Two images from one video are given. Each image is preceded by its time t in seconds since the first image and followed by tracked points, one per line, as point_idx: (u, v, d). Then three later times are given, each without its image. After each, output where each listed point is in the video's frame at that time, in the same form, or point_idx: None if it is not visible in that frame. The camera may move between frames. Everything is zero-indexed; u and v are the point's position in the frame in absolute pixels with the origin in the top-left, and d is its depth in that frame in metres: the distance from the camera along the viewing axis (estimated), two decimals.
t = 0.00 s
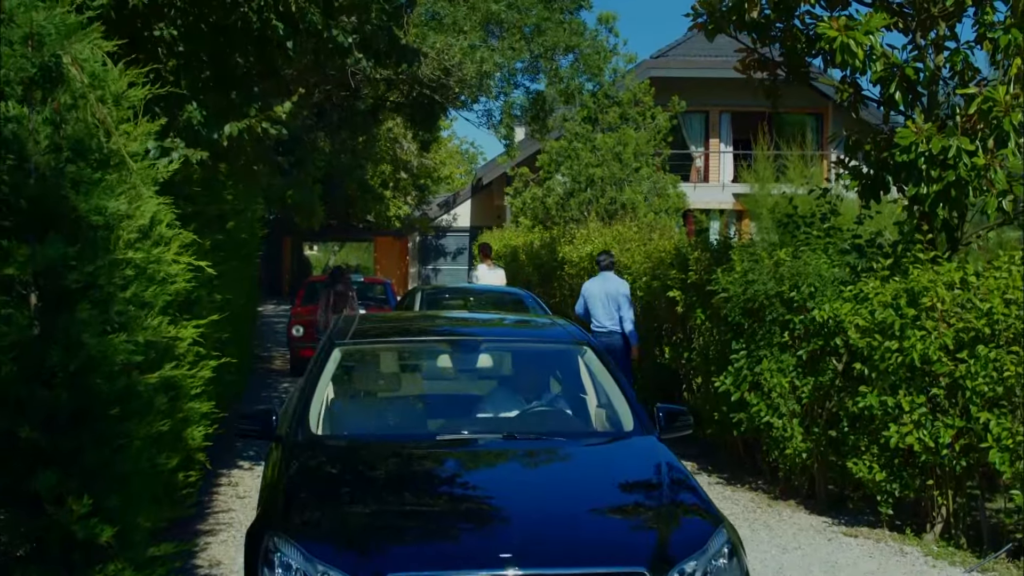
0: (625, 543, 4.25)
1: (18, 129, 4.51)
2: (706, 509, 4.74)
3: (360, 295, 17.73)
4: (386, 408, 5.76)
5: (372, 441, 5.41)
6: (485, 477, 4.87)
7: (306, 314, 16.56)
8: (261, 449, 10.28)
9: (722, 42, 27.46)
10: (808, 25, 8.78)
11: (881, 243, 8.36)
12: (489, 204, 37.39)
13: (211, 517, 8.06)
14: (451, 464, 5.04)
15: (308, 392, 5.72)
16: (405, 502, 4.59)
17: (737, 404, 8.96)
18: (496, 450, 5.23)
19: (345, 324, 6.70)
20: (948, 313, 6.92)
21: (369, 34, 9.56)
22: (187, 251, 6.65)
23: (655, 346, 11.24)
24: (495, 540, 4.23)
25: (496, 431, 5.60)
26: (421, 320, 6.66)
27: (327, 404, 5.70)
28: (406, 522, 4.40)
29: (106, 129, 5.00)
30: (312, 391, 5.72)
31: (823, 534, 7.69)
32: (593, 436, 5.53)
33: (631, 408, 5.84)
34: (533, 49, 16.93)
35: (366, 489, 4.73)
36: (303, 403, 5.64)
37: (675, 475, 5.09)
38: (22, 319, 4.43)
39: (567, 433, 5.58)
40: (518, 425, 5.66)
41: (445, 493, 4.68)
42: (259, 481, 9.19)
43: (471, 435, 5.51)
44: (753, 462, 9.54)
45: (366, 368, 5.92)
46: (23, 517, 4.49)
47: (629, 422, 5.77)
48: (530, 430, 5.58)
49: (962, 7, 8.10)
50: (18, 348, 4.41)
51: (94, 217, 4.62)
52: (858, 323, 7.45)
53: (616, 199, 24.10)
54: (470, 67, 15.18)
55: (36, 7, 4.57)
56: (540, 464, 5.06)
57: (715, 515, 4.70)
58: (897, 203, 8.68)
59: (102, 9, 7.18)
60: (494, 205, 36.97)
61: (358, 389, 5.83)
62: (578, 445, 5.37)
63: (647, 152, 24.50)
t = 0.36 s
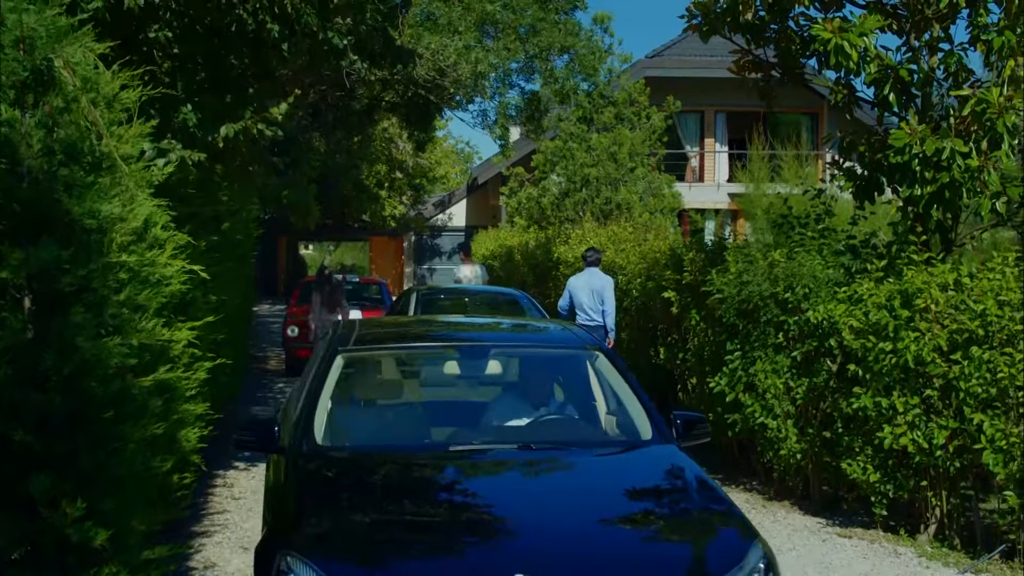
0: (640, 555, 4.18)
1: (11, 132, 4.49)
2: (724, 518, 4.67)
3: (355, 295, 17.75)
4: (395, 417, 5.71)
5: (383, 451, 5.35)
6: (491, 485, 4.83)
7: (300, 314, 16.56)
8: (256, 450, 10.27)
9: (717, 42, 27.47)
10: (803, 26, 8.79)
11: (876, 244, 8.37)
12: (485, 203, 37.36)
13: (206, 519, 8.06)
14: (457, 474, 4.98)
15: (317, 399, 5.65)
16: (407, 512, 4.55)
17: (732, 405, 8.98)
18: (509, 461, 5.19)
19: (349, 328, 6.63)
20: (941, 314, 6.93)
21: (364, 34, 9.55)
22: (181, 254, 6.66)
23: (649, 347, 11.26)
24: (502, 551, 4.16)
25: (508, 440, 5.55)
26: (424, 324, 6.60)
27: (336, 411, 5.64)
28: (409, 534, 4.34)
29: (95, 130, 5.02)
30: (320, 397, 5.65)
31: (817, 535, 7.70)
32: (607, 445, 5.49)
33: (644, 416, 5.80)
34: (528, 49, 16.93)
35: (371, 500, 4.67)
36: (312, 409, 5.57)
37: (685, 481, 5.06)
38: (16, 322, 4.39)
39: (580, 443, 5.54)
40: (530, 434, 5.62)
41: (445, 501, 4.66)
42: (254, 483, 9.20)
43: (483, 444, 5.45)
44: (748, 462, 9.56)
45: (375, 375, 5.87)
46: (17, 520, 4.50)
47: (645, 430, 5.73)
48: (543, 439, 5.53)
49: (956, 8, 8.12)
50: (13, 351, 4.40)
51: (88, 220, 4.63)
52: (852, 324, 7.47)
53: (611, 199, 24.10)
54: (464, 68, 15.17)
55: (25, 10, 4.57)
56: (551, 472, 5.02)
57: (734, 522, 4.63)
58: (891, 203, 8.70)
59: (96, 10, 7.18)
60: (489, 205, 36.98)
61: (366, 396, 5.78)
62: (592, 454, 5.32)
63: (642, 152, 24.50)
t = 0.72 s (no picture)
0: None
1: (3, 137, 4.47)
2: (779, 539, 4.07)
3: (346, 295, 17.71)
4: (409, 428, 5.10)
5: (398, 469, 4.73)
6: (502, 500, 4.34)
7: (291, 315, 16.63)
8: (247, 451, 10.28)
9: (708, 42, 27.49)
10: (792, 28, 8.81)
11: (866, 245, 8.37)
12: (475, 204, 37.43)
13: (197, 520, 8.06)
14: (487, 490, 4.45)
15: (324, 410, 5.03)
16: (403, 521, 4.14)
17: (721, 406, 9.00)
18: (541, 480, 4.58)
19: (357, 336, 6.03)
20: (930, 317, 6.97)
21: (355, 36, 9.80)
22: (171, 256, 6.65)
23: (640, 348, 11.29)
24: None
25: (538, 455, 4.92)
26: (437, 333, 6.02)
27: (346, 422, 5.02)
28: (411, 551, 3.90)
29: (87, 134, 4.94)
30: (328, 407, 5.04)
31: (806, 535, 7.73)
32: (648, 461, 4.88)
33: (687, 429, 5.17)
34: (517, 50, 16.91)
35: (372, 508, 4.28)
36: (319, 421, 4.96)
37: (727, 494, 4.52)
38: (5, 327, 4.41)
39: (618, 458, 4.92)
40: (563, 448, 5.00)
41: (443, 510, 4.26)
42: (244, 484, 9.20)
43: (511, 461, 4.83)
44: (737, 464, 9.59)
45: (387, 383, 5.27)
46: (7, 525, 4.49)
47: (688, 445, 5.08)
48: (578, 454, 4.93)
49: (945, 11, 8.15)
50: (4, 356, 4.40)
51: (79, 225, 4.64)
52: (841, 326, 7.47)
53: (601, 200, 24.12)
54: (454, 69, 15.18)
55: (18, 16, 4.55)
56: (573, 486, 4.50)
57: (787, 542, 4.06)
58: (880, 205, 8.72)
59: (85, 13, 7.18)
60: (480, 205, 36.98)
61: (378, 408, 5.16)
62: (630, 471, 4.73)
63: (633, 152, 24.50)
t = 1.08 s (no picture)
0: None
1: None
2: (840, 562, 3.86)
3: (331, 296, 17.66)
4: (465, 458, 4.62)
5: (466, 503, 4.28)
6: (512, 519, 4.13)
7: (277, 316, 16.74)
8: (231, 453, 10.26)
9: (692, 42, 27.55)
10: (777, 31, 8.82)
11: (849, 245, 8.44)
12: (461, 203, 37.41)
13: (181, 523, 8.03)
14: (530, 527, 4.05)
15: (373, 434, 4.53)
16: (403, 535, 3.98)
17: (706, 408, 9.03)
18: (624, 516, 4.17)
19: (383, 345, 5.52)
20: (913, 319, 7.02)
21: (339, 39, 9.77)
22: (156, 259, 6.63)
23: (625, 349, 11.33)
24: None
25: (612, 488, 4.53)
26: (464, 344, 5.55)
27: (401, 447, 4.52)
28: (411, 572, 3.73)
29: (73, 139, 5.07)
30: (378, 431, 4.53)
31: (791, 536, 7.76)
32: (728, 491, 4.52)
33: (763, 452, 4.85)
34: (502, 52, 16.89)
35: (375, 524, 4.07)
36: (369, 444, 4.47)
37: (751, 506, 4.34)
38: None
39: (696, 487, 4.56)
40: (634, 478, 4.62)
41: (438, 524, 4.08)
42: (229, 486, 9.18)
43: (585, 493, 4.42)
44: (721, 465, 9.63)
45: (437, 403, 4.76)
46: None
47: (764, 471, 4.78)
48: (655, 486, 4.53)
49: (928, 15, 8.17)
50: None
51: (64, 229, 4.61)
52: (825, 327, 7.43)
53: (586, 200, 24.15)
54: (438, 70, 15.44)
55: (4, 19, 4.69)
56: (600, 506, 4.27)
57: (820, 557, 3.90)
58: (863, 207, 8.76)
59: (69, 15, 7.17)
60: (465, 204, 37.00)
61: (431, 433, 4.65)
62: (715, 502, 4.36)
63: (618, 152, 24.54)
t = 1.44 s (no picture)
0: None
1: None
2: None
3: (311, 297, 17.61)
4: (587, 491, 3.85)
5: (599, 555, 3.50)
6: None
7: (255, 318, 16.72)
8: (209, 456, 10.22)
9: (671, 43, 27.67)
10: (754, 34, 8.88)
11: (826, 247, 8.48)
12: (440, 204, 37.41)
13: (158, 527, 8.00)
14: None
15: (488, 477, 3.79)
16: None
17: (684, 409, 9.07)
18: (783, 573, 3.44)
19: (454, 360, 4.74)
20: (889, 321, 7.06)
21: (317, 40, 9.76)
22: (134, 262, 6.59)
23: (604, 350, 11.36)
24: None
25: (762, 531, 3.76)
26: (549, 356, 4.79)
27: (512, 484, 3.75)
28: None
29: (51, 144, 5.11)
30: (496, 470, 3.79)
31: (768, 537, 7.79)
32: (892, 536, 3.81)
33: (925, 493, 4.12)
34: (481, 53, 16.90)
35: None
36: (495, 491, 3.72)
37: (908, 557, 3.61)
38: None
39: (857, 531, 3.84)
40: (784, 521, 3.87)
41: None
42: (207, 489, 9.15)
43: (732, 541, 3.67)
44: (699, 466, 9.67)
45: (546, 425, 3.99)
46: None
47: (931, 514, 4.06)
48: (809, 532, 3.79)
49: (904, 19, 8.23)
50: None
51: (42, 234, 4.64)
52: (802, 329, 7.49)
53: (565, 201, 24.17)
54: (418, 72, 15.53)
55: None
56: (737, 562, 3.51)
57: None
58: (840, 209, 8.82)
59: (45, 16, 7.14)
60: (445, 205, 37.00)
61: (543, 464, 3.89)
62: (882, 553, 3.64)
63: (597, 153, 24.60)
